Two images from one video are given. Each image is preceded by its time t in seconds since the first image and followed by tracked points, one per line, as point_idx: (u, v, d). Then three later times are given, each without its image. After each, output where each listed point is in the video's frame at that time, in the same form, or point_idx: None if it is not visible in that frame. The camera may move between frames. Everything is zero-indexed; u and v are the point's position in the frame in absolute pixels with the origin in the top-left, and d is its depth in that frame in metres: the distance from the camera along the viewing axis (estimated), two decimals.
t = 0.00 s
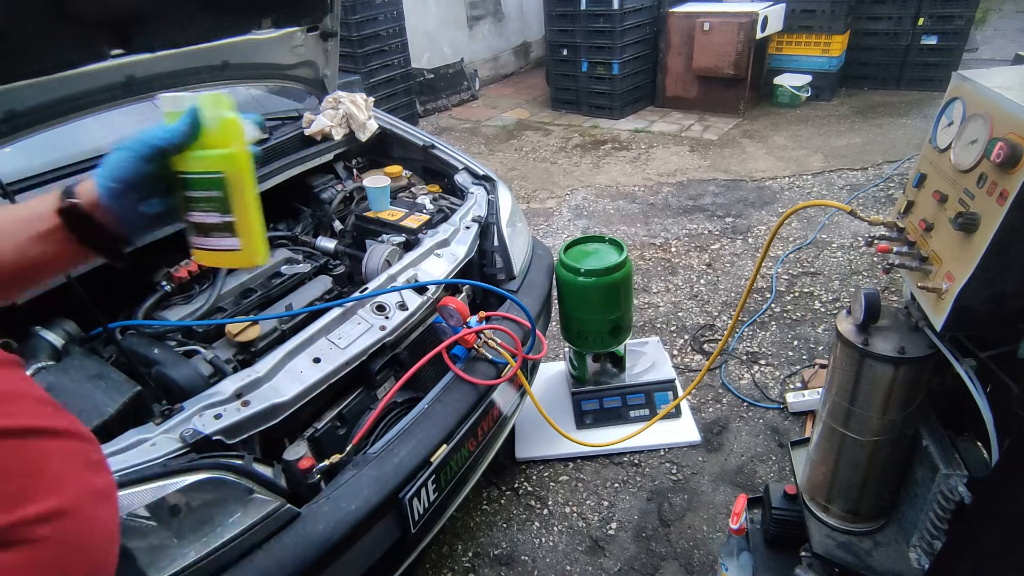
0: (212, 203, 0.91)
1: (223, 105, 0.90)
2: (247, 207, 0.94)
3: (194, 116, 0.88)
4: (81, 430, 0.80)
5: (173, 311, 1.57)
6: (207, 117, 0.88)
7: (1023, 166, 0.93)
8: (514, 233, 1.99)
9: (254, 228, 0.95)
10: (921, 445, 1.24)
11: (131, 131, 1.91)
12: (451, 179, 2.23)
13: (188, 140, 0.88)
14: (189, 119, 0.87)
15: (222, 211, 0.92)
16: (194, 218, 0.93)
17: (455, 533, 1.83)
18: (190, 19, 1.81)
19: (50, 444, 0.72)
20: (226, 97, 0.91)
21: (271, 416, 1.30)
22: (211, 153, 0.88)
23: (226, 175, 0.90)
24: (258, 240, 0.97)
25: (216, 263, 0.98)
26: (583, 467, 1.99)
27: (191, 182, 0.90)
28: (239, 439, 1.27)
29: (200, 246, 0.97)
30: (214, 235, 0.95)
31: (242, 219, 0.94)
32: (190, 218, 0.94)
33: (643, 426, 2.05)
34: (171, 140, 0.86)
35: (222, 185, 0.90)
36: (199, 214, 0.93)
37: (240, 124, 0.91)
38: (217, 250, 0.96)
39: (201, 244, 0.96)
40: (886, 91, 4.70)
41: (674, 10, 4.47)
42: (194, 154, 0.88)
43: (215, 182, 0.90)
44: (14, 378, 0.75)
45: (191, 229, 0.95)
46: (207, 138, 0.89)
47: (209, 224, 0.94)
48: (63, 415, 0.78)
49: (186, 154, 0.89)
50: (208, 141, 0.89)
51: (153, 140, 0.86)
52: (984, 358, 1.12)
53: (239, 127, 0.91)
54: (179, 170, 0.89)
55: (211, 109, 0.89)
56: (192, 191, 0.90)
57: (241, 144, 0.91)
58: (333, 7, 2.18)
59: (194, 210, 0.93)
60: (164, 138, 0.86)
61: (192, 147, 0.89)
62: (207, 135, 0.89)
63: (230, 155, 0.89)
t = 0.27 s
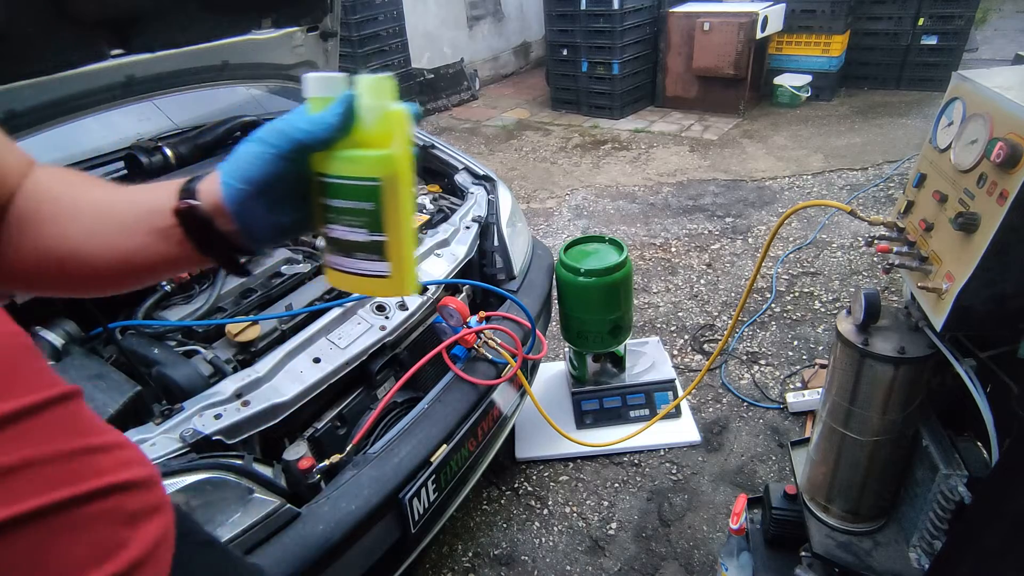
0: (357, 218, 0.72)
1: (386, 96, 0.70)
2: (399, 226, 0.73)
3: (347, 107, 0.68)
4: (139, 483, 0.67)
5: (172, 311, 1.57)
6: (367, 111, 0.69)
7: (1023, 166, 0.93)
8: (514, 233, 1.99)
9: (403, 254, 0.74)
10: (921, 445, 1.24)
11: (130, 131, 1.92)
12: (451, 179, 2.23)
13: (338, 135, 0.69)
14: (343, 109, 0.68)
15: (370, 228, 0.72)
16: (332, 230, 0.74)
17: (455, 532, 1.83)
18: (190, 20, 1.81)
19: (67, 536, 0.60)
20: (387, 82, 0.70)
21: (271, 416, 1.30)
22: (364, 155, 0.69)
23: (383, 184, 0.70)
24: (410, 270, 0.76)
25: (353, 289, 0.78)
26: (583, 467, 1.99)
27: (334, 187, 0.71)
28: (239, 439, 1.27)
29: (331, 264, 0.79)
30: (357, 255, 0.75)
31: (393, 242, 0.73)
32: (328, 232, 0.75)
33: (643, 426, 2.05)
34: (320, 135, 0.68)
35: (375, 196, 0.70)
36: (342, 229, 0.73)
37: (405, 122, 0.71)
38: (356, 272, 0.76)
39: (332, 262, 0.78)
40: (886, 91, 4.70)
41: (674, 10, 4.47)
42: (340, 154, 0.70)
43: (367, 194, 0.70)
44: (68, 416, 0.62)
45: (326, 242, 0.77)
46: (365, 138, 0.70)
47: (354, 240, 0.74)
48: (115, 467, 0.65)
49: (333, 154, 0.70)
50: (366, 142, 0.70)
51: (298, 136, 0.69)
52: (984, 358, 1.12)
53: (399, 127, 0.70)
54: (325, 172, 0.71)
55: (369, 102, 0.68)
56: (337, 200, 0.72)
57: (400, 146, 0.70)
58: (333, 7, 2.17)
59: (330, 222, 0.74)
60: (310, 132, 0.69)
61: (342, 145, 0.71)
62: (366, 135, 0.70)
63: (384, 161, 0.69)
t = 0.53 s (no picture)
0: (478, 220, 0.78)
1: (527, 81, 0.73)
2: (526, 227, 0.78)
3: (480, 98, 0.73)
4: (221, 467, 0.66)
5: (172, 311, 1.56)
6: (505, 103, 0.74)
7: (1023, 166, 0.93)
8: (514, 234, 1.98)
9: (526, 260, 0.80)
10: (921, 445, 1.24)
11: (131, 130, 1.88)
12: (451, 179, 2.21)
13: (467, 129, 0.76)
14: (475, 97, 0.72)
15: (490, 236, 0.79)
16: (448, 234, 0.82)
17: (455, 532, 1.83)
18: (190, 20, 1.82)
19: (140, 519, 0.59)
20: (530, 64, 0.73)
21: (272, 415, 1.30)
22: (494, 153, 0.74)
23: (512, 185, 0.75)
24: (531, 282, 0.82)
25: (465, 304, 0.86)
26: (583, 467, 1.99)
27: (459, 184, 0.78)
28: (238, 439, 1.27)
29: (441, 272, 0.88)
30: (473, 265, 0.82)
31: (514, 248, 0.79)
32: (444, 234, 0.83)
33: (643, 425, 2.05)
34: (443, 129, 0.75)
35: (501, 196, 0.76)
36: (459, 234, 0.81)
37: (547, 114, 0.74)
38: (471, 286, 0.84)
39: (444, 272, 0.87)
40: (886, 92, 4.70)
41: (674, 10, 4.47)
42: (468, 148, 0.76)
43: (495, 194, 0.76)
44: (153, 399, 0.61)
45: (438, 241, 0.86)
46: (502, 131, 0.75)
47: (470, 247, 0.81)
48: (196, 453, 0.64)
49: (460, 147, 0.77)
50: (500, 134, 0.75)
51: (419, 128, 0.77)
52: (984, 358, 1.12)
53: (537, 119, 0.74)
54: (451, 168, 0.78)
55: (508, 88, 0.73)
56: (460, 197, 0.78)
57: (536, 141, 0.74)
58: (333, 7, 2.18)
59: (446, 222, 0.82)
60: (434, 124, 0.75)
61: (472, 138, 0.77)
62: (502, 128, 0.75)
63: (517, 160, 0.74)
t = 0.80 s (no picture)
0: (541, 223, 0.78)
1: (605, 81, 0.71)
2: (590, 234, 0.77)
3: (554, 96, 0.71)
4: (276, 444, 0.72)
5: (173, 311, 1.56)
6: (581, 102, 0.72)
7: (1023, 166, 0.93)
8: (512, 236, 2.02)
9: (586, 268, 0.80)
10: (921, 445, 1.24)
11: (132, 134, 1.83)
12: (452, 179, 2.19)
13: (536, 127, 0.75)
14: (547, 94, 0.71)
15: (551, 242, 0.79)
16: (510, 233, 0.83)
17: (455, 532, 1.83)
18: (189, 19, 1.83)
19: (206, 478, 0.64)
20: (610, 62, 0.71)
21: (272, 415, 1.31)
22: (563, 155, 0.73)
23: (577, 190, 0.74)
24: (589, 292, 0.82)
25: (523, 307, 0.87)
26: (583, 467, 1.99)
27: (524, 184, 0.78)
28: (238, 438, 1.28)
29: (501, 273, 0.89)
30: (531, 270, 0.83)
31: (575, 255, 0.79)
32: (505, 233, 0.84)
33: (642, 425, 2.05)
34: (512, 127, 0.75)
35: (565, 199, 0.75)
36: (521, 236, 0.81)
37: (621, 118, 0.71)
38: (528, 290, 0.85)
39: (505, 274, 0.88)
40: (886, 91, 4.70)
41: (674, 10, 4.47)
42: (537, 147, 0.76)
43: (559, 198, 0.75)
44: (226, 373, 0.67)
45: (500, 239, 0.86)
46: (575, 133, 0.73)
47: (528, 251, 0.82)
48: (257, 428, 0.70)
49: (530, 146, 0.76)
50: (572, 136, 0.74)
51: (487, 122, 0.77)
52: (984, 359, 1.12)
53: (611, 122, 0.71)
54: (519, 166, 0.78)
55: (586, 87, 0.71)
56: (525, 198, 0.78)
57: (606, 145, 0.72)
58: (333, 7, 2.19)
59: (508, 221, 0.83)
60: (503, 121, 0.75)
61: (544, 137, 0.76)
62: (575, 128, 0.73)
63: (585, 164, 0.73)
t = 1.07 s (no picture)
0: (569, 219, 0.84)
1: (638, 76, 0.77)
2: (618, 231, 0.83)
3: (586, 91, 0.77)
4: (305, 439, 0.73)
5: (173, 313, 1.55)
6: (614, 96, 0.78)
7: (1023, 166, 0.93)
8: (513, 236, 2.02)
9: (612, 266, 0.86)
10: (921, 445, 1.24)
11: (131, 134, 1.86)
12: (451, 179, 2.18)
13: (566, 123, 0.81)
14: (579, 89, 0.76)
15: (579, 239, 0.85)
16: (536, 231, 0.89)
17: (455, 533, 1.83)
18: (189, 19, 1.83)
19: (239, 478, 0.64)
20: (643, 57, 0.76)
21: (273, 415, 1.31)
22: (593, 149, 0.79)
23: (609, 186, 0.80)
24: (616, 292, 0.88)
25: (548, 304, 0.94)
26: (583, 467, 1.99)
27: (552, 178, 0.83)
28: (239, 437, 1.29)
29: (527, 268, 0.96)
30: (557, 268, 0.89)
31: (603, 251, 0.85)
32: (532, 230, 0.90)
33: (643, 425, 2.05)
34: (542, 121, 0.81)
35: (597, 195, 0.80)
36: (547, 232, 0.88)
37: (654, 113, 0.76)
38: (555, 287, 0.92)
39: (531, 271, 0.95)
40: (886, 92, 4.69)
41: (674, 10, 4.47)
42: (567, 142, 0.81)
43: (588, 193, 0.80)
44: (258, 370, 0.68)
45: (525, 233, 0.93)
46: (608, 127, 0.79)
47: (557, 248, 0.87)
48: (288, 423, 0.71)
49: (559, 140, 0.82)
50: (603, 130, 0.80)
51: (516, 116, 0.83)
52: (984, 359, 1.12)
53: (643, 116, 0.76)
54: (547, 161, 0.84)
55: (619, 82, 0.77)
56: (553, 192, 0.84)
57: (638, 141, 0.78)
58: (333, 6, 2.18)
59: (534, 218, 0.89)
60: (533, 115, 0.82)
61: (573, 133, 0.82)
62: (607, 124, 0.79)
63: (615, 159, 0.78)
